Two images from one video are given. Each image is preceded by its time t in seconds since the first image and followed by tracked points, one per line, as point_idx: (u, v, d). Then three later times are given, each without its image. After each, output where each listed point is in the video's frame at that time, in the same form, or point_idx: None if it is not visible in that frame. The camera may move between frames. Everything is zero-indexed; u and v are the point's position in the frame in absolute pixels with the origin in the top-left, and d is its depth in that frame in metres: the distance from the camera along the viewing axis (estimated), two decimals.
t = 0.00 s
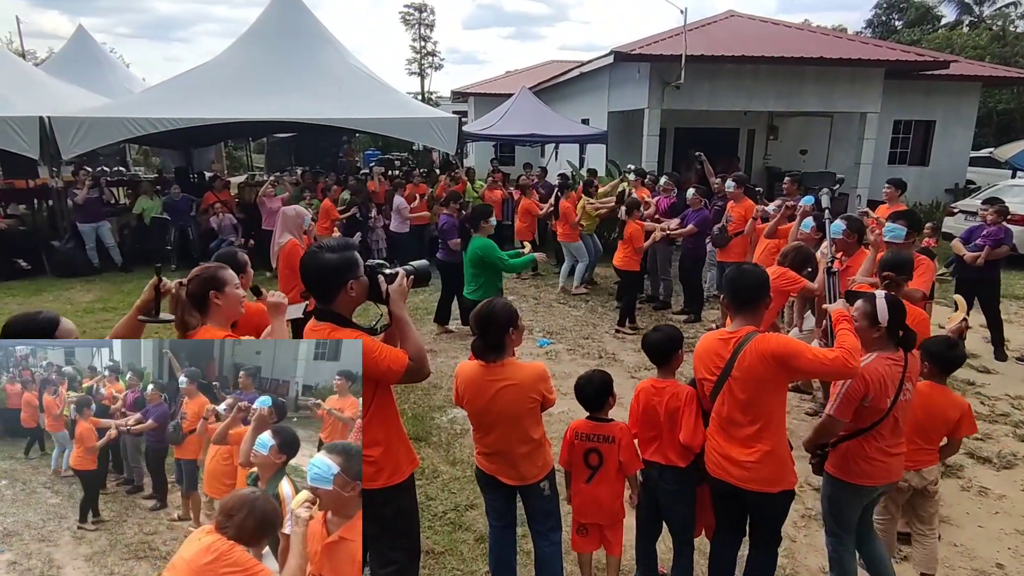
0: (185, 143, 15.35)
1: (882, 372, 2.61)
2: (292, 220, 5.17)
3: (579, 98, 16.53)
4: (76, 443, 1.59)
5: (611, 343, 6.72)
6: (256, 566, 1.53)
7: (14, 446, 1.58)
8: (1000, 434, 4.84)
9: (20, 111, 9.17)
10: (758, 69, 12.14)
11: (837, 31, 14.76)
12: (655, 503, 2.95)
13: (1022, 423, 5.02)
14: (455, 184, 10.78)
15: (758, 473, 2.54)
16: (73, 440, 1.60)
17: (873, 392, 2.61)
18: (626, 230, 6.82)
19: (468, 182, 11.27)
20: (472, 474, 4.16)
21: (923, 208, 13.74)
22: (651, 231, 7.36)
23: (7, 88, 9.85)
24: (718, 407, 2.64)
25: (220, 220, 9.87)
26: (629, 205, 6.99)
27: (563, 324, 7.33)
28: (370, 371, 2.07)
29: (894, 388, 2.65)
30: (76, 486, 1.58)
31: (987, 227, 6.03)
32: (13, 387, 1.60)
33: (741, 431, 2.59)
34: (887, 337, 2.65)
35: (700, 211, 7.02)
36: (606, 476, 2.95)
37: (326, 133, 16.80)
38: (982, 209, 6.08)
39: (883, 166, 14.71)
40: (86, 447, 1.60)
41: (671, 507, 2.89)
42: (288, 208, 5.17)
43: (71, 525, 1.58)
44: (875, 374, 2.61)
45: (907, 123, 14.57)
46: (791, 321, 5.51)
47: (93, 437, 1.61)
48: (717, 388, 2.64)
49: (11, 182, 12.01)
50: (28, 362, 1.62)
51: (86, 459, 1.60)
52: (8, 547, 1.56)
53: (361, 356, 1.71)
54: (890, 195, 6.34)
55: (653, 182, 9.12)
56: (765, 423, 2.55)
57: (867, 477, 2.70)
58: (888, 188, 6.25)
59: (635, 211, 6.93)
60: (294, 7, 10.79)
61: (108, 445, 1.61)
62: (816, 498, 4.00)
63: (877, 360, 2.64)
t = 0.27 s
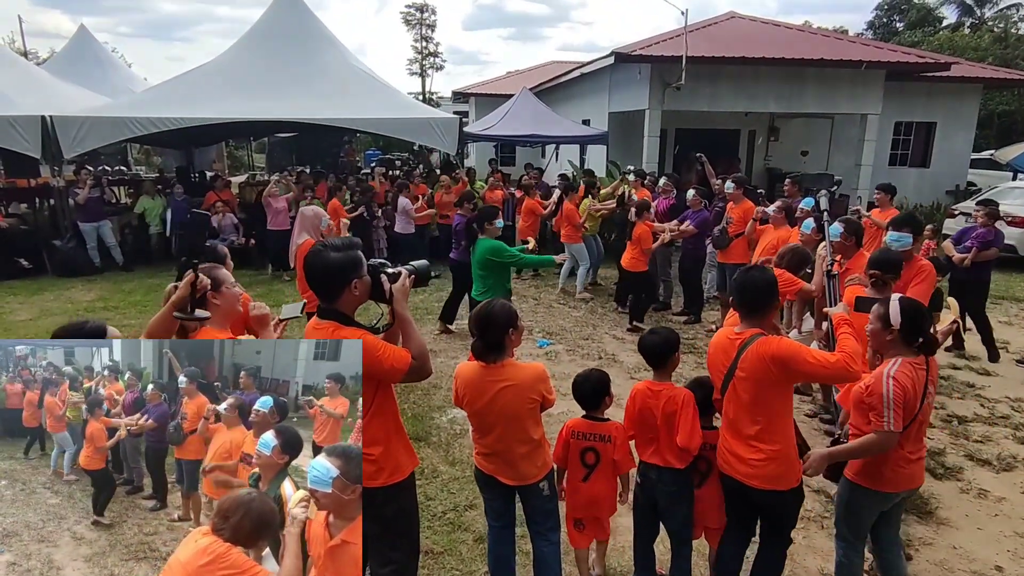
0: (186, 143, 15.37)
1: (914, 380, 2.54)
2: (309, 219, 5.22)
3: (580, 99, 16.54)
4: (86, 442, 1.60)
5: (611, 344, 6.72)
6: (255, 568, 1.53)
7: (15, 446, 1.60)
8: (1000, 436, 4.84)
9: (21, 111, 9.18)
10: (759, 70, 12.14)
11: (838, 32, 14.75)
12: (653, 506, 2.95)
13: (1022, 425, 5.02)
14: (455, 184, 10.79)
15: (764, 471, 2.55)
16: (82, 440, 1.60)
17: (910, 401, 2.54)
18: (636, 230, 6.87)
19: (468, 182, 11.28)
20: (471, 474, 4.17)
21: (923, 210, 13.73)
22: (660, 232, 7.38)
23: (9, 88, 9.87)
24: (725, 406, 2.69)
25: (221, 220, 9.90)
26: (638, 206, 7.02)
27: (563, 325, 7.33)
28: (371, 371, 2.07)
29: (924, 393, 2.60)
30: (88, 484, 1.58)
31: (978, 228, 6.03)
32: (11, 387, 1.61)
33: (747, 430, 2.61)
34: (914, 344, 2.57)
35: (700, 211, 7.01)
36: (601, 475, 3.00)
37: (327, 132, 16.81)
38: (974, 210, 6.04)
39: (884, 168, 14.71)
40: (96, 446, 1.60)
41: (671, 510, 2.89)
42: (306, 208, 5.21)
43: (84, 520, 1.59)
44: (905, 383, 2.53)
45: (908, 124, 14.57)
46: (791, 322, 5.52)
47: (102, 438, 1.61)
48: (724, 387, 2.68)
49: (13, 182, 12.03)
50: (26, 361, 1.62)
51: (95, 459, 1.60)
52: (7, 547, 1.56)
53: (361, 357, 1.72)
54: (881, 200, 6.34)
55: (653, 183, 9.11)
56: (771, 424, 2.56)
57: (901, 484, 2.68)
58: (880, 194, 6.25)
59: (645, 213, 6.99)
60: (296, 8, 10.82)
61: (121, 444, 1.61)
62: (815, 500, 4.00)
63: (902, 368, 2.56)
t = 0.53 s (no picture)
0: (187, 143, 15.38)
1: (925, 386, 2.54)
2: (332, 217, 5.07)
3: (581, 100, 16.54)
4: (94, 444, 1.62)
5: (612, 345, 6.73)
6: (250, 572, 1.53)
7: (13, 446, 1.59)
8: (1001, 438, 4.84)
9: (23, 110, 9.19)
10: (760, 72, 12.14)
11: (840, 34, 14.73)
12: (653, 507, 2.95)
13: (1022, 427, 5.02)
14: (455, 185, 10.80)
15: (765, 463, 2.62)
16: (91, 441, 1.63)
17: (922, 406, 2.54)
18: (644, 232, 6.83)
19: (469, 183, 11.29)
20: (471, 475, 4.17)
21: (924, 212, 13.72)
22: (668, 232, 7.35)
23: (10, 87, 9.88)
24: (732, 403, 2.73)
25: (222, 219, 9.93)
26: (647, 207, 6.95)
27: (563, 325, 7.33)
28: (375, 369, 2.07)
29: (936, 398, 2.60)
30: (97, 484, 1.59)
31: (969, 230, 6.04)
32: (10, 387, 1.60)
33: (754, 426, 2.66)
34: (924, 350, 2.55)
35: (700, 213, 7.04)
36: (599, 473, 3.01)
37: (328, 133, 16.82)
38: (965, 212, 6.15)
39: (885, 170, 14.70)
40: (105, 447, 1.62)
41: (670, 512, 2.89)
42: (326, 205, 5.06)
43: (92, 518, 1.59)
44: (916, 391, 2.52)
45: (908, 126, 14.56)
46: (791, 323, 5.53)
47: (110, 438, 1.63)
48: (731, 381, 2.72)
49: (14, 181, 12.04)
50: (24, 362, 1.62)
51: (102, 460, 1.61)
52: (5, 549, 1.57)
53: (361, 358, 1.71)
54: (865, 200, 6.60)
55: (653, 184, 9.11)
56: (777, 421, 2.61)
57: (913, 489, 2.66)
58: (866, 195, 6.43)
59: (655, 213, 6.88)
60: (297, 8, 10.83)
61: (128, 445, 1.61)
62: (815, 501, 3.99)
63: (915, 375, 2.55)
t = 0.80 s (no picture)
0: (188, 143, 15.39)
1: (914, 392, 2.55)
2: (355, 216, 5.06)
3: (581, 100, 16.54)
4: (99, 443, 1.61)
5: (612, 345, 6.73)
6: None
7: (11, 447, 1.60)
8: (1001, 440, 4.83)
9: (24, 110, 9.21)
10: (760, 72, 12.13)
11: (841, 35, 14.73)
12: (651, 508, 2.95)
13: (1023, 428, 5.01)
14: (456, 185, 10.80)
15: (758, 451, 2.75)
16: (96, 441, 1.62)
17: (910, 412, 2.55)
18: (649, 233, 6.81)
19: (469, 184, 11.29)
20: (471, 475, 4.17)
21: (925, 213, 13.72)
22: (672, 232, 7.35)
23: (12, 87, 9.89)
24: (727, 395, 2.86)
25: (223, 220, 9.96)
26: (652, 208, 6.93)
27: (564, 326, 7.34)
28: (377, 368, 2.08)
29: (928, 402, 2.60)
30: (100, 483, 1.59)
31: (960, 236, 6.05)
32: (9, 387, 1.60)
33: (746, 418, 2.79)
34: (916, 354, 2.56)
35: (701, 214, 7.05)
36: (597, 468, 3.07)
37: (329, 133, 16.83)
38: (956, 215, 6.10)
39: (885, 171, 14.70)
40: (109, 447, 1.62)
41: (669, 513, 2.88)
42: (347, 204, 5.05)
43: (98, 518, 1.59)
44: (905, 395, 2.54)
45: (909, 127, 14.56)
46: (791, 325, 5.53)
47: (116, 437, 1.63)
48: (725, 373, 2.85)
49: (15, 181, 12.05)
50: (22, 361, 1.62)
51: (107, 459, 1.59)
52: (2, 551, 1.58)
53: (361, 357, 1.70)
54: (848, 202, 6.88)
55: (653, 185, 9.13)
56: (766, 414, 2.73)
57: (907, 491, 2.67)
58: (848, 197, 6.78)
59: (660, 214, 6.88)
60: (298, 9, 10.84)
61: (130, 444, 1.62)
62: (814, 502, 3.99)
63: (904, 380, 2.56)
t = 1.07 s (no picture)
0: (188, 143, 15.39)
1: (899, 392, 2.59)
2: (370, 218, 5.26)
3: (581, 101, 16.54)
4: (99, 445, 1.59)
5: (612, 346, 6.73)
6: None
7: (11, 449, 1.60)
8: (1001, 441, 4.83)
9: (24, 111, 9.21)
10: (759, 73, 12.12)
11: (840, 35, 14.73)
12: (651, 509, 2.95)
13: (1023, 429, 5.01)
14: (455, 186, 10.80)
15: (736, 435, 2.92)
16: (97, 441, 1.60)
17: (893, 412, 2.59)
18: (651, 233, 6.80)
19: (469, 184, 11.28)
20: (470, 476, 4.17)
21: (925, 214, 13.72)
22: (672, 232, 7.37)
23: (12, 88, 9.89)
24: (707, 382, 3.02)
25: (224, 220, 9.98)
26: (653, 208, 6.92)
27: (564, 327, 7.34)
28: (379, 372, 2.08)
29: (917, 403, 2.61)
30: (98, 485, 1.57)
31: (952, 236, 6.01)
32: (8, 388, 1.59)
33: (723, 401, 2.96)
34: (905, 355, 2.58)
35: (701, 214, 6.98)
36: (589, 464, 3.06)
37: (330, 133, 16.84)
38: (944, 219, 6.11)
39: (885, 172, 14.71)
40: (110, 448, 1.59)
41: (668, 514, 2.89)
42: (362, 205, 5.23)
43: (97, 523, 1.56)
44: (888, 395, 2.58)
45: (909, 128, 14.54)
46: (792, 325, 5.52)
47: (116, 438, 1.61)
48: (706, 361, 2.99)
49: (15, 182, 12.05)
50: (23, 361, 1.61)
51: (108, 462, 1.57)
52: None
53: (362, 357, 1.71)
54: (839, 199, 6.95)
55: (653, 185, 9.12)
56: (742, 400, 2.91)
57: (894, 491, 2.68)
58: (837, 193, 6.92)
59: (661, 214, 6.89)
60: (298, 10, 10.84)
61: (131, 445, 1.61)
62: (813, 503, 4.00)
63: (889, 380, 2.61)
